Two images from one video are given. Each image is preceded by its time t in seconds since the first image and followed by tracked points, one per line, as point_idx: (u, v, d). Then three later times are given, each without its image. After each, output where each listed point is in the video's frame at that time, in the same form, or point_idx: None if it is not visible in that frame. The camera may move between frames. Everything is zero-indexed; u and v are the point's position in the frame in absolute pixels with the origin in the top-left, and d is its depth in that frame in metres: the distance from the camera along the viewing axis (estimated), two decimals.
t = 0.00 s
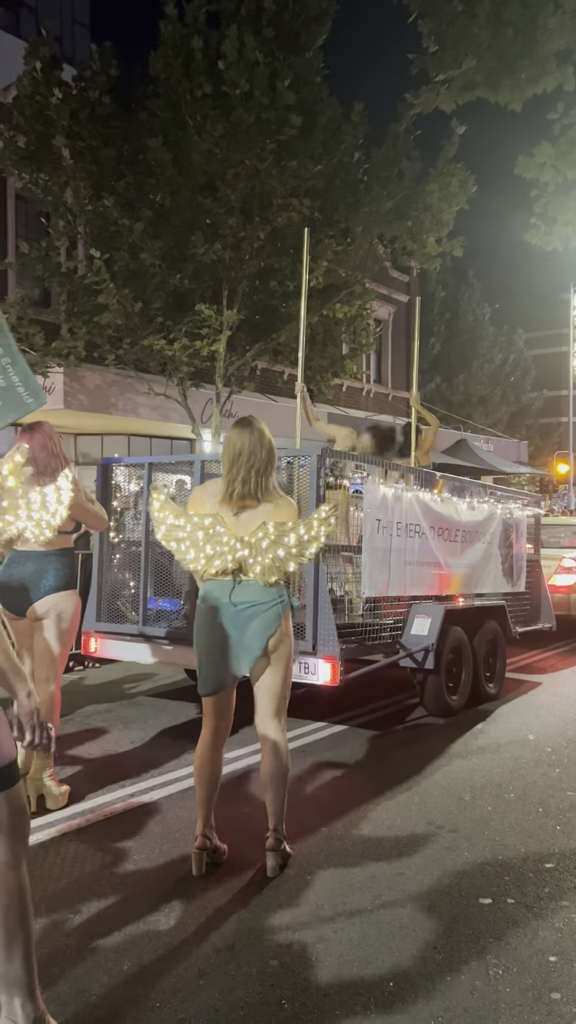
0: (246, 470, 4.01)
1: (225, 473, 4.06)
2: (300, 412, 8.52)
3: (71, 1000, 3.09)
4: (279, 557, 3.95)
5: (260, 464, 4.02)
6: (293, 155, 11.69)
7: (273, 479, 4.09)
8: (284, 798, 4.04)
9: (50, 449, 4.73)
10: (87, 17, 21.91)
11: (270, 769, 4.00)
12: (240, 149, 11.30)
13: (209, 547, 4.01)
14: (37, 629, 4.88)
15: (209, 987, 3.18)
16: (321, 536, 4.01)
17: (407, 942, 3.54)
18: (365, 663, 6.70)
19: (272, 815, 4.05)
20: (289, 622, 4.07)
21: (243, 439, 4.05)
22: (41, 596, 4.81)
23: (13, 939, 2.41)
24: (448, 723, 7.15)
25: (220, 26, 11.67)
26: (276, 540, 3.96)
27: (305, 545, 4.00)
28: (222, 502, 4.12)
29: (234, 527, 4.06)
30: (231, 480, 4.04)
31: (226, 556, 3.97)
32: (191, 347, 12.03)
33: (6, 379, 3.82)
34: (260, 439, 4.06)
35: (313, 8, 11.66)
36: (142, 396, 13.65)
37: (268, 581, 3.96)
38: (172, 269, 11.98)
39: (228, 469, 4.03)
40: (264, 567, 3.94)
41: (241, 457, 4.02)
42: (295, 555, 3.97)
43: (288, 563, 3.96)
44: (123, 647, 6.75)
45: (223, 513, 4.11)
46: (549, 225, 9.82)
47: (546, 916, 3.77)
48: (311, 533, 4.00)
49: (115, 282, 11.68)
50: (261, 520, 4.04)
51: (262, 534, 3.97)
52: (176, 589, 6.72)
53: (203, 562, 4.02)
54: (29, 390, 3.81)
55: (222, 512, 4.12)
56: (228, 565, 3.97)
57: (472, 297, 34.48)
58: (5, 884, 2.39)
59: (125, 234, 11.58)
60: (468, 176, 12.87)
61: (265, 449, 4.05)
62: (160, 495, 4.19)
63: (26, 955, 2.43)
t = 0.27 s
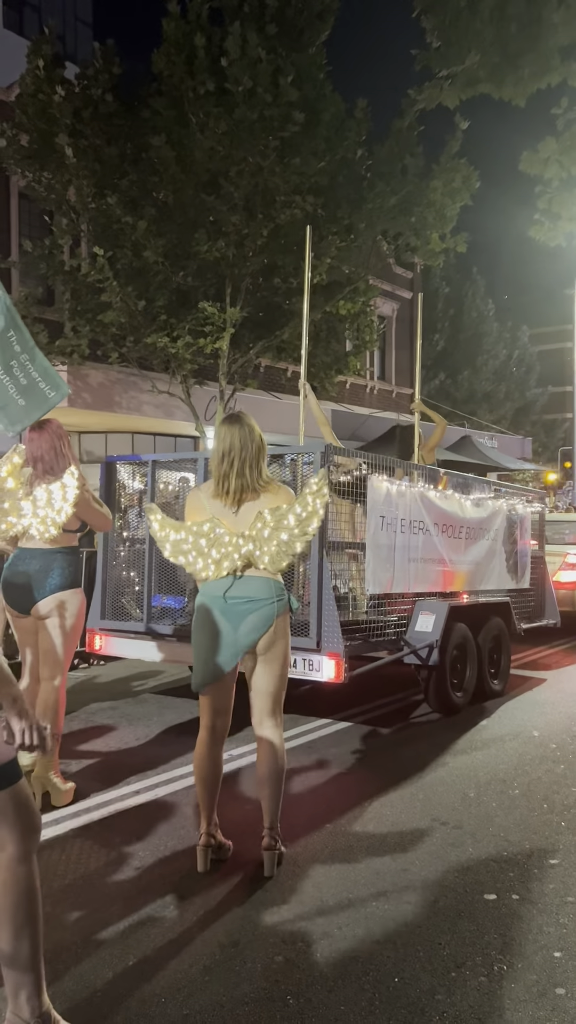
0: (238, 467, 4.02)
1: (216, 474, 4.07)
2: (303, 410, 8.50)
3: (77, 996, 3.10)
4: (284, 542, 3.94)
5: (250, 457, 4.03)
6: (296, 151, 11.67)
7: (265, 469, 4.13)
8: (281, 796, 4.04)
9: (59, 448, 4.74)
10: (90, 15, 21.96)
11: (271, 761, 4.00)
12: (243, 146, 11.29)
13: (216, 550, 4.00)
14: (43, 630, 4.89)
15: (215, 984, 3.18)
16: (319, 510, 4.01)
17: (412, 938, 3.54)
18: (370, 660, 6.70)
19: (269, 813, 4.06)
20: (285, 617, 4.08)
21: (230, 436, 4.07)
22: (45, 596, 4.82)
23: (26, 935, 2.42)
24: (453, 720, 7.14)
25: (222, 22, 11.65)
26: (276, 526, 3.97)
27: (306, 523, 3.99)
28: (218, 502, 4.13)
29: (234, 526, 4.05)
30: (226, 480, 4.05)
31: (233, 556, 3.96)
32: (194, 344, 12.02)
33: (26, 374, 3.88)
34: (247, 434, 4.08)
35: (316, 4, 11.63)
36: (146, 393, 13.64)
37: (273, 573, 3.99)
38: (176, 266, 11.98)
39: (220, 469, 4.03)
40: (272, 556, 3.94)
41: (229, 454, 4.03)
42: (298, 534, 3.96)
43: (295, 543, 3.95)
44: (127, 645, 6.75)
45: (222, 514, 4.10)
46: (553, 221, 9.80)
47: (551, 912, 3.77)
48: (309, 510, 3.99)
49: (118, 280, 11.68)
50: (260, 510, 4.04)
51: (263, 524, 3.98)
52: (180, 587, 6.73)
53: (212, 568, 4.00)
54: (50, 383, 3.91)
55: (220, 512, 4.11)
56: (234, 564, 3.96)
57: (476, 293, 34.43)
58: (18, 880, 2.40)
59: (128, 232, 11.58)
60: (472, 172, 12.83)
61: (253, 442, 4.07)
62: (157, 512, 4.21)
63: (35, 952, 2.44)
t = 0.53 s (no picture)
0: (248, 457, 4.02)
1: (223, 467, 4.07)
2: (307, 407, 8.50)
3: (84, 991, 3.11)
4: (285, 542, 3.94)
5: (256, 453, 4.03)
6: (299, 149, 11.59)
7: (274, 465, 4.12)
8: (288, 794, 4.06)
9: (65, 448, 4.74)
10: (93, 12, 21.99)
11: (274, 761, 4.01)
12: (246, 143, 11.28)
13: (217, 550, 4.01)
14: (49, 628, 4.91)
15: (221, 979, 3.19)
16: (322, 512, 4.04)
17: (417, 934, 3.55)
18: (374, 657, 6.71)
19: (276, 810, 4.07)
20: (295, 616, 4.06)
21: (238, 431, 4.08)
22: (51, 596, 4.84)
23: (27, 935, 2.43)
24: (458, 716, 7.14)
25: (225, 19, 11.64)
26: (278, 526, 3.96)
27: (307, 524, 4.00)
28: (224, 500, 4.13)
29: (234, 524, 4.06)
30: (232, 473, 4.04)
31: (234, 555, 3.97)
32: (198, 342, 12.02)
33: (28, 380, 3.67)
34: (255, 430, 4.08)
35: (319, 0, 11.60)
36: (150, 391, 13.64)
37: (274, 572, 3.98)
38: (179, 264, 11.98)
39: (227, 461, 4.03)
40: (272, 556, 3.94)
41: (238, 447, 4.04)
42: (300, 535, 3.96)
43: (296, 545, 3.94)
44: (133, 642, 6.77)
45: (225, 514, 4.12)
46: (556, 216, 9.78)
47: (556, 908, 3.77)
48: (312, 512, 4.02)
49: (121, 278, 11.69)
50: (263, 509, 4.04)
51: (265, 524, 3.97)
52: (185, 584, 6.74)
53: (214, 567, 4.01)
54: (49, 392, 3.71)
55: (223, 511, 4.13)
56: (235, 563, 3.97)
57: (480, 289, 34.37)
58: (17, 878, 2.42)
59: (131, 230, 11.59)
60: (475, 168, 12.80)
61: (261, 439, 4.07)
62: (161, 513, 4.23)
63: (38, 950, 2.45)
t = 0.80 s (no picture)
0: (262, 455, 4.01)
1: (236, 462, 4.03)
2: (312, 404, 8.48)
3: (91, 990, 3.11)
4: (285, 545, 3.93)
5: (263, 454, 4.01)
6: (303, 146, 11.70)
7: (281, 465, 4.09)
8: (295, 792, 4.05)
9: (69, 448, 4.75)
10: (97, 11, 22.03)
11: (280, 762, 4.01)
12: (250, 141, 11.27)
13: (219, 550, 4.00)
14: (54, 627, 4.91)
15: (226, 978, 3.19)
16: (321, 517, 3.99)
17: (423, 932, 3.54)
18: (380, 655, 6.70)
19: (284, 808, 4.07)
20: (301, 616, 4.08)
21: (245, 430, 4.05)
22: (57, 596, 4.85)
23: (18, 942, 2.41)
24: (463, 715, 7.12)
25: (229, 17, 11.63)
26: (278, 531, 3.94)
27: (307, 529, 3.97)
28: (227, 499, 4.12)
29: (237, 525, 4.06)
30: (246, 468, 4.01)
31: (235, 556, 3.97)
32: (203, 341, 12.02)
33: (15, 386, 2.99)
34: (263, 429, 4.04)
35: None
36: (155, 390, 13.64)
37: (275, 573, 3.97)
38: (184, 263, 11.97)
39: (243, 455, 4.00)
40: (272, 558, 3.93)
41: (255, 443, 4.02)
42: (299, 540, 3.94)
43: (297, 549, 3.94)
44: (138, 641, 6.77)
45: (227, 513, 4.10)
46: (562, 213, 9.75)
47: (562, 906, 3.76)
48: (311, 518, 3.97)
49: (126, 277, 11.67)
50: (266, 511, 4.03)
51: (266, 526, 3.96)
52: (191, 583, 6.74)
53: (216, 566, 4.00)
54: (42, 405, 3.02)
55: (225, 511, 4.11)
56: (237, 563, 3.98)
57: (485, 287, 34.30)
58: (11, 884, 2.41)
59: (136, 229, 11.59)
60: (480, 165, 12.77)
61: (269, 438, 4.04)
62: (168, 506, 4.15)
63: (40, 953, 2.45)
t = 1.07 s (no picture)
0: (262, 456, 4.02)
1: (236, 460, 4.04)
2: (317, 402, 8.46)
3: (99, 990, 3.11)
4: (284, 547, 3.89)
5: (264, 454, 4.02)
6: (310, 146, 11.72)
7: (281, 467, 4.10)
8: (300, 791, 4.06)
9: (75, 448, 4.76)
10: (103, 12, 22.06)
11: (286, 762, 4.02)
12: (257, 141, 11.27)
13: (215, 548, 4.00)
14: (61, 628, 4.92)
15: (234, 978, 3.18)
16: (324, 521, 3.95)
17: (431, 933, 3.53)
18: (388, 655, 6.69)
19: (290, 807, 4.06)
20: (300, 614, 4.09)
21: (246, 431, 4.06)
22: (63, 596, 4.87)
23: (29, 938, 2.42)
24: (471, 715, 7.11)
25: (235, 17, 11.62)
26: (278, 532, 3.91)
27: (308, 533, 3.93)
28: (226, 499, 4.12)
29: (235, 525, 4.06)
30: (246, 466, 4.02)
31: (233, 556, 3.96)
32: (210, 341, 12.02)
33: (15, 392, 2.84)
34: (264, 430, 4.06)
35: None
36: (162, 390, 13.64)
37: (274, 575, 3.95)
38: (191, 263, 11.97)
39: (244, 454, 4.01)
40: (270, 560, 3.91)
41: (256, 443, 4.03)
42: (299, 543, 3.90)
43: (295, 551, 3.89)
44: (146, 640, 6.77)
45: (225, 513, 4.12)
46: (570, 212, 9.72)
47: (571, 908, 3.74)
48: (313, 520, 3.93)
49: (133, 277, 11.68)
50: (264, 513, 4.03)
51: (265, 528, 3.94)
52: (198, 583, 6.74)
53: (212, 564, 4.01)
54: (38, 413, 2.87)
55: (223, 511, 4.13)
56: (235, 564, 3.97)
57: (492, 286, 34.19)
58: (23, 883, 2.42)
59: (143, 229, 11.60)
60: (488, 163, 12.74)
61: (270, 440, 4.06)
62: (163, 503, 4.16)
63: (50, 950, 2.45)
